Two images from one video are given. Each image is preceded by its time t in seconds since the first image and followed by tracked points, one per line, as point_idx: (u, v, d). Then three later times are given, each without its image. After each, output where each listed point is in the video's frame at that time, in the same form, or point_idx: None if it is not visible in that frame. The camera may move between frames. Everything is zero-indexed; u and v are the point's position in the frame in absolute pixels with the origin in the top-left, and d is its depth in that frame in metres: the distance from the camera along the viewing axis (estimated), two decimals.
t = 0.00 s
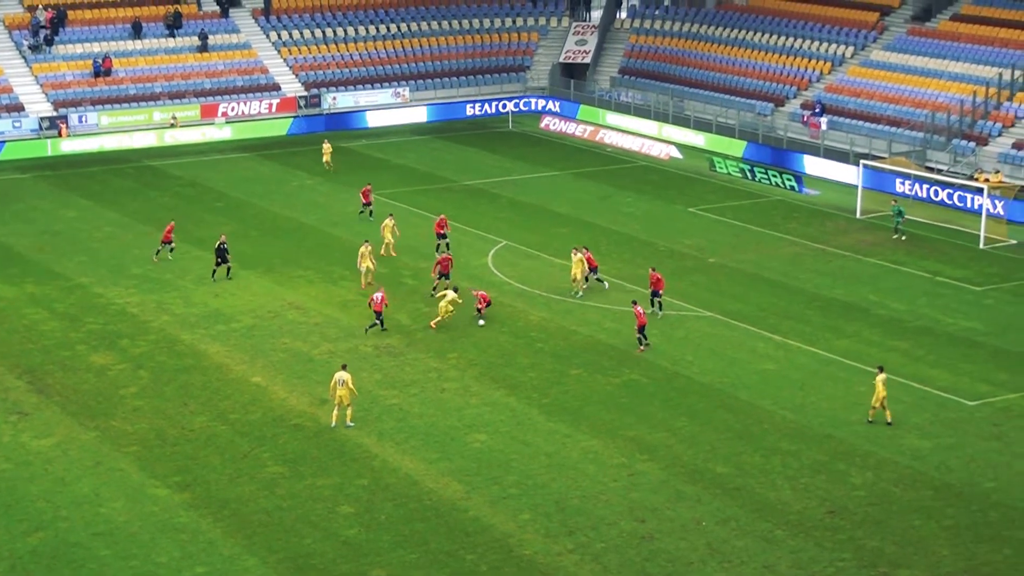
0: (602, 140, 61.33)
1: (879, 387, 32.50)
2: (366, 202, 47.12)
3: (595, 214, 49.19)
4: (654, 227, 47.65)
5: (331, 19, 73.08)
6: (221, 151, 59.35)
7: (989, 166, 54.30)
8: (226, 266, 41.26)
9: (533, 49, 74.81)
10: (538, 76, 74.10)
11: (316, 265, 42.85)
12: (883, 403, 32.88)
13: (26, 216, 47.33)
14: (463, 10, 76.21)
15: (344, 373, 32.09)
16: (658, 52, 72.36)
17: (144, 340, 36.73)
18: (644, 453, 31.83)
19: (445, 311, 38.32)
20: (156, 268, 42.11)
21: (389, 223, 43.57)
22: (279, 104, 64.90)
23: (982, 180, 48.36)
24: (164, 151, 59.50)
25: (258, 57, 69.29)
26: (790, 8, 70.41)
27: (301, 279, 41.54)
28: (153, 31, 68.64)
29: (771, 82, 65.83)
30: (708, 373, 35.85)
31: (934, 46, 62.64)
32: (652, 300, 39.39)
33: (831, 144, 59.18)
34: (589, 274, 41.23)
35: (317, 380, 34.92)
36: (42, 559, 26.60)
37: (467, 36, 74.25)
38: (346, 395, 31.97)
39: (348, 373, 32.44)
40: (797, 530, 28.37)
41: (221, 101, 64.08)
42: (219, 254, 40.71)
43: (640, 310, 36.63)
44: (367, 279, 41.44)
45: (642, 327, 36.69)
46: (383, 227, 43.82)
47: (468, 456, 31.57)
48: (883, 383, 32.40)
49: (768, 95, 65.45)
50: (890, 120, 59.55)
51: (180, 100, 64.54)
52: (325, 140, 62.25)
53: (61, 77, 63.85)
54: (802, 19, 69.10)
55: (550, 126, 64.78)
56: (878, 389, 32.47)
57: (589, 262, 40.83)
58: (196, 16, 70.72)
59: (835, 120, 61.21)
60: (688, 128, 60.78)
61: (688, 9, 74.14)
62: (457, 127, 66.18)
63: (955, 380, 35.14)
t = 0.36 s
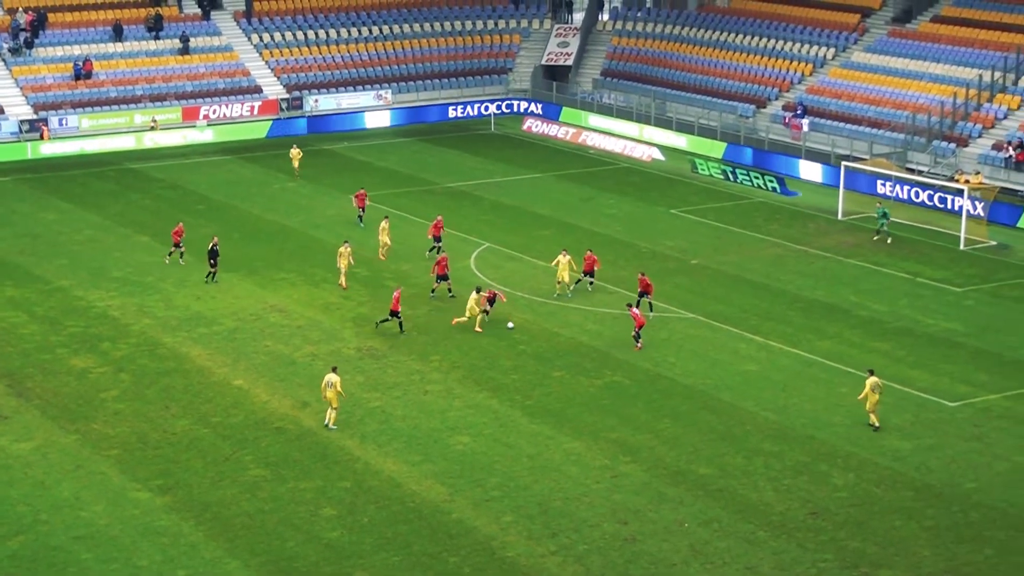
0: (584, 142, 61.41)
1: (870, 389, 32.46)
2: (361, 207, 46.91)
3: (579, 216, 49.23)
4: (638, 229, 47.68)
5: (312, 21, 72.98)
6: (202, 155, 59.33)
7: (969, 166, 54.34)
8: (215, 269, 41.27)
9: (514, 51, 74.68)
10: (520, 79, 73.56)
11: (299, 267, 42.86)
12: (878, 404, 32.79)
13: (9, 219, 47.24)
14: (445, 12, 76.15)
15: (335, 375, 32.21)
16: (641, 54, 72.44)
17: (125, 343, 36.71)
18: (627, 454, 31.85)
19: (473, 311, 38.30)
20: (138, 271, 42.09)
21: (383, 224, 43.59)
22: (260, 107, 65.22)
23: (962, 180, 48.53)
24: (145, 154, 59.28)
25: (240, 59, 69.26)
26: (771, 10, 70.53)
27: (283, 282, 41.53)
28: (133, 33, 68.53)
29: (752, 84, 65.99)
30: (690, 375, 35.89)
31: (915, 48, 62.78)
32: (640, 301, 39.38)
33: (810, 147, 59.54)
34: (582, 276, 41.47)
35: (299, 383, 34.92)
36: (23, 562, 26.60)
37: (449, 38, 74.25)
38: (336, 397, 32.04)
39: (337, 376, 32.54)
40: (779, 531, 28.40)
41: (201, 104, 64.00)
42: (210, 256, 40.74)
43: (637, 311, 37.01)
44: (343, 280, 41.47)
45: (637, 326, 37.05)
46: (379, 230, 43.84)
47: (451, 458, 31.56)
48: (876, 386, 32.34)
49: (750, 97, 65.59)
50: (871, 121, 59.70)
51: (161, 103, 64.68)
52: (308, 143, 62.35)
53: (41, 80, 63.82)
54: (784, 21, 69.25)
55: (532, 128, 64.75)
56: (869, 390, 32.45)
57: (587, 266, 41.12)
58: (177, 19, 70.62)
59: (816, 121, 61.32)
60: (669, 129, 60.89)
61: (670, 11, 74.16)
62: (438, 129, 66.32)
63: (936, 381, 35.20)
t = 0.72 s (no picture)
0: (558, 142, 61.46)
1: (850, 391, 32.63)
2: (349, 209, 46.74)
3: (556, 216, 49.26)
4: (613, 229, 47.75)
5: (285, 21, 72.93)
6: (175, 155, 59.25)
7: (939, 165, 54.91)
8: (202, 271, 41.31)
9: (487, 52, 74.62)
10: (494, 79, 73.44)
11: (273, 268, 42.82)
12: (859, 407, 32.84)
13: None
14: (419, 12, 76.17)
15: (311, 375, 32.16)
16: (614, 53, 72.55)
17: (96, 345, 36.65)
18: (601, 454, 31.88)
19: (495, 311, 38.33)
20: (112, 273, 41.98)
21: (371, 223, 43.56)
22: (233, 108, 64.93)
23: (933, 177, 48.67)
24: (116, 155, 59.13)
25: (212, 60, 69.15)
26: (744, 10, 70.72)
27: (257, 283, 41.51)
28: (104, 34, 68.41)
29: (725, 84, 66.16)
30: (664, 374, 35.94)
31: (886, 47, 62.98)
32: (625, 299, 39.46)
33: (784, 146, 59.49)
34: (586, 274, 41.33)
35: (273, 383, 34.89)
36: None
37: (423, 38, 74.26)
38: (315, 398, 32.01)
39: (315, 375, 32.44)
40: (753, 530, 28.45)
41: (174, 104, 63.89)
42: (195, 258, 40.79)
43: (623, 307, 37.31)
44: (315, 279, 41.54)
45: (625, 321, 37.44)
46: (368, 232, 43.84)
47: (425, 459, 31.55)
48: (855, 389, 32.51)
49: (722, 96, 65.78)
50: (843, 121, 60.01)
51: (133, 104, 64.62)
52: (282, 143, 62.33)
53: (11, 81, 63.58)
54: (756, 20, 69.44)
55: (505, 128, 64.74)
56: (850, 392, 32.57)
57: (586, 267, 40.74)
58: (149, 19, 70.49)
59: (788, 121, 61.57)
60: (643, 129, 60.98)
61: (643, 10, 74.25)
62: (412, 129, 66.39)
63: (908, 380, 35.31)
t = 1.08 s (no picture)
0: (528, 142, 61.64)
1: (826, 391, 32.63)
2: (324, 210, 46.52)
3: (531, 216, 49.30)
4: (585, 228, 47.79)
5: (254, 21, 72.89)
6: (143, 156, 59.18)
7: (907, 164, 55.50)
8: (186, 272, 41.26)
9: (457, 51, 74.84)
10: (463, 79, 73.93)
11: (244, 269, 42.80)
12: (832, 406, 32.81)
13: None
14: (389, 11, 76.23)
15: (287, 379, 32.14)
16: (584, 53, 72.65)
17: (64, 347, 36.58)
18: (573, 454, 31.88)
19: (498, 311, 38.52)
20: (83, 275, 41.86)
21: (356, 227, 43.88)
22: (201, 108, 64.75)
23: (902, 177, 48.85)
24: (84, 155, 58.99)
25: (181, 60, 69.03)
26: (713, 9, 70.98)
27: (227, 284, 41.48)
28: (72, 34, 68.28)
29: (695, 83, 66.34)
30: (635, 374, 35.96)
31: (856, 47, 63.19)
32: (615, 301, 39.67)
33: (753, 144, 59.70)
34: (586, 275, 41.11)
35: (243, 384, 34.85)
36: None
37: (394, 38, 74.40)
38: (289, 400, 31.89)
39: (291, 379, 32.44)
40: (724, 529, 28.47)
41: (142, 105, 63.70)
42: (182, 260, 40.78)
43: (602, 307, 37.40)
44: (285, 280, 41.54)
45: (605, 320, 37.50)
46: (353, 231, 43.94)
47: (396, 459, 31.53)
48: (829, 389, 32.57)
49: (692, 96, 65.96)
50: (812, 120, 60.32)
51: (100, 104, 64.50)
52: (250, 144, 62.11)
53: None
54: (726, 19, 69.68)
55: (477, 128, 64.64)
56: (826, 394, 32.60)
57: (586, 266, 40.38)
58: (117, 19, 70.34)
59: (758, 120, 61.81)
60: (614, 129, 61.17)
61: (613, 10, 74.44)
62: (382, 130, 66.43)
63: (877, 378, 35.39)
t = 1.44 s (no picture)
0: (502, 142, 61.76)
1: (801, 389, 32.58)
2: (297, 211, 46.47)
3: (507, 216, 49.33)
4: (560, 228, 47.85)
5: (227, 22, 72.91)
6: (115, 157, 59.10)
7: (878, 164, 55.90)
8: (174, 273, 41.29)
9: (430, 51, 74.81)
10: (437, 79, 74.06)
11: (219, 270, 42.77)
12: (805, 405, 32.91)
13: None
14: (362, 12, 76.31)
15: (260, 382, 31.93)
16: (557, 53, 72.83)
17: (35, 348, 36.53)
18: (547, 453, 31.89)
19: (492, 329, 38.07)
20: (57, 277, 41.77)
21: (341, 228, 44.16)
22: (174, 108, 64.69)
23: (874, 177, 49.10)
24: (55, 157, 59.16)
25: (152, 61, 68.94)
26: (686, 9, 71.33)
27: (200, 285, 41.47)
28: (43, 35, 68.13)
29: (668, 83, 66.55)
30: (610, 373, 35.98)
31: (826, 46, 63.59)
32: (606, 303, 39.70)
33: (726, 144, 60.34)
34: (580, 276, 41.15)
35: (216, 385, 34.81)
36: None
37: (368, 38, 74.46)
38: (262, 403, 31.74)
39: (263, 383, 32.31)
40: (699, 528, 28.50)
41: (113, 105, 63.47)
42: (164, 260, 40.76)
43: (579, 306, 37.13)
44: (263, 280, 41.58)
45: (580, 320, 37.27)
46: (339, 232, 43.99)
47: (370, 459, 31.53)
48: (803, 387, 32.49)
49: (665, 96, 66.14)
50: (784, 120, 60.62)
51: (71, 105, 64.36)
52: (221, 145, 62.19)
53: None
54: (698, 20, 70.00)
55: (449, 128, 64.94)
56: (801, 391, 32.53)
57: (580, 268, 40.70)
58: (88, 20, 70.23)
59: (731, 120, 62.08)
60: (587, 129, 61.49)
61: (586, 10, 74.61)
62: (354, 130, 66.73)
63: (849, 377, 35.47)
